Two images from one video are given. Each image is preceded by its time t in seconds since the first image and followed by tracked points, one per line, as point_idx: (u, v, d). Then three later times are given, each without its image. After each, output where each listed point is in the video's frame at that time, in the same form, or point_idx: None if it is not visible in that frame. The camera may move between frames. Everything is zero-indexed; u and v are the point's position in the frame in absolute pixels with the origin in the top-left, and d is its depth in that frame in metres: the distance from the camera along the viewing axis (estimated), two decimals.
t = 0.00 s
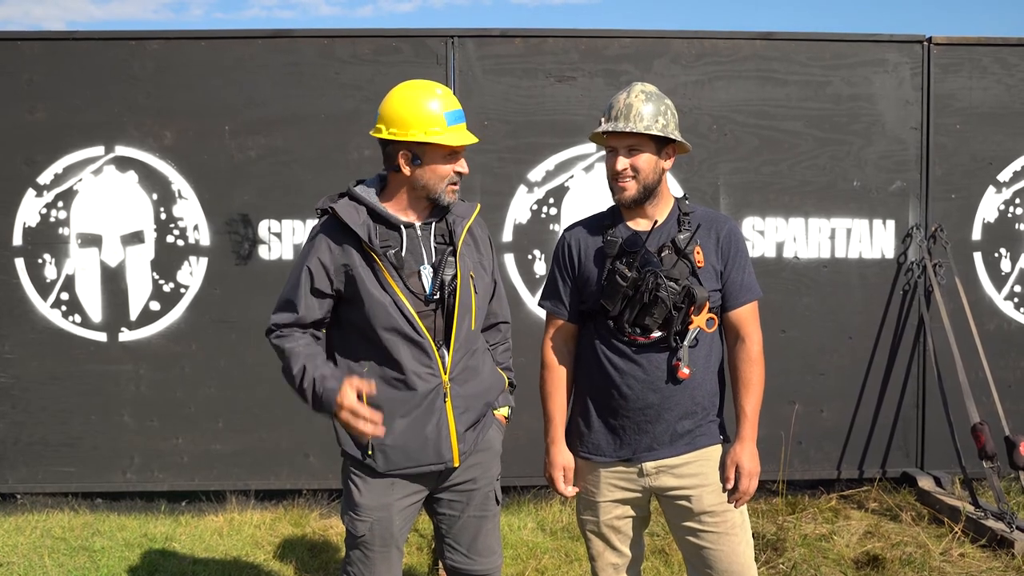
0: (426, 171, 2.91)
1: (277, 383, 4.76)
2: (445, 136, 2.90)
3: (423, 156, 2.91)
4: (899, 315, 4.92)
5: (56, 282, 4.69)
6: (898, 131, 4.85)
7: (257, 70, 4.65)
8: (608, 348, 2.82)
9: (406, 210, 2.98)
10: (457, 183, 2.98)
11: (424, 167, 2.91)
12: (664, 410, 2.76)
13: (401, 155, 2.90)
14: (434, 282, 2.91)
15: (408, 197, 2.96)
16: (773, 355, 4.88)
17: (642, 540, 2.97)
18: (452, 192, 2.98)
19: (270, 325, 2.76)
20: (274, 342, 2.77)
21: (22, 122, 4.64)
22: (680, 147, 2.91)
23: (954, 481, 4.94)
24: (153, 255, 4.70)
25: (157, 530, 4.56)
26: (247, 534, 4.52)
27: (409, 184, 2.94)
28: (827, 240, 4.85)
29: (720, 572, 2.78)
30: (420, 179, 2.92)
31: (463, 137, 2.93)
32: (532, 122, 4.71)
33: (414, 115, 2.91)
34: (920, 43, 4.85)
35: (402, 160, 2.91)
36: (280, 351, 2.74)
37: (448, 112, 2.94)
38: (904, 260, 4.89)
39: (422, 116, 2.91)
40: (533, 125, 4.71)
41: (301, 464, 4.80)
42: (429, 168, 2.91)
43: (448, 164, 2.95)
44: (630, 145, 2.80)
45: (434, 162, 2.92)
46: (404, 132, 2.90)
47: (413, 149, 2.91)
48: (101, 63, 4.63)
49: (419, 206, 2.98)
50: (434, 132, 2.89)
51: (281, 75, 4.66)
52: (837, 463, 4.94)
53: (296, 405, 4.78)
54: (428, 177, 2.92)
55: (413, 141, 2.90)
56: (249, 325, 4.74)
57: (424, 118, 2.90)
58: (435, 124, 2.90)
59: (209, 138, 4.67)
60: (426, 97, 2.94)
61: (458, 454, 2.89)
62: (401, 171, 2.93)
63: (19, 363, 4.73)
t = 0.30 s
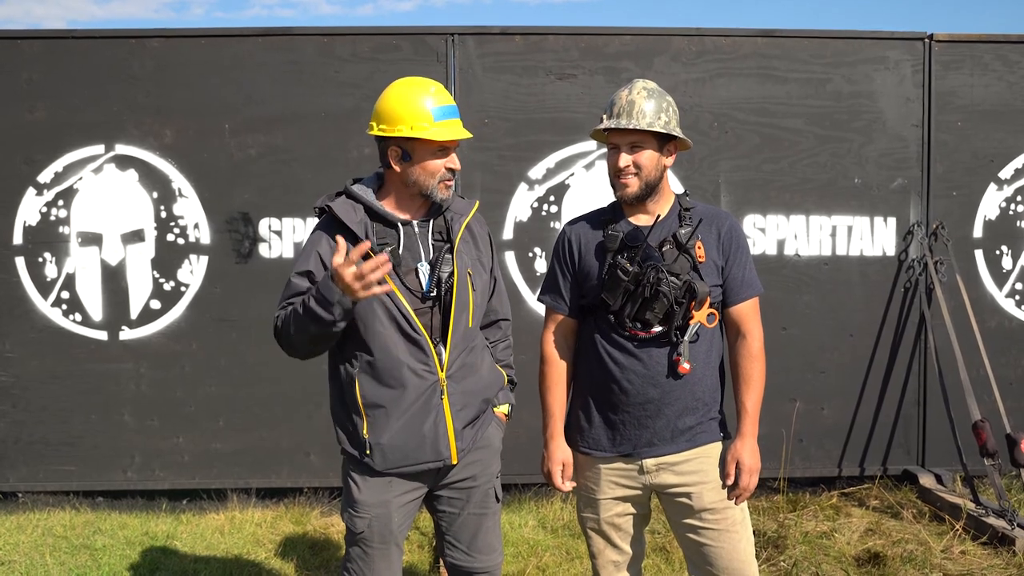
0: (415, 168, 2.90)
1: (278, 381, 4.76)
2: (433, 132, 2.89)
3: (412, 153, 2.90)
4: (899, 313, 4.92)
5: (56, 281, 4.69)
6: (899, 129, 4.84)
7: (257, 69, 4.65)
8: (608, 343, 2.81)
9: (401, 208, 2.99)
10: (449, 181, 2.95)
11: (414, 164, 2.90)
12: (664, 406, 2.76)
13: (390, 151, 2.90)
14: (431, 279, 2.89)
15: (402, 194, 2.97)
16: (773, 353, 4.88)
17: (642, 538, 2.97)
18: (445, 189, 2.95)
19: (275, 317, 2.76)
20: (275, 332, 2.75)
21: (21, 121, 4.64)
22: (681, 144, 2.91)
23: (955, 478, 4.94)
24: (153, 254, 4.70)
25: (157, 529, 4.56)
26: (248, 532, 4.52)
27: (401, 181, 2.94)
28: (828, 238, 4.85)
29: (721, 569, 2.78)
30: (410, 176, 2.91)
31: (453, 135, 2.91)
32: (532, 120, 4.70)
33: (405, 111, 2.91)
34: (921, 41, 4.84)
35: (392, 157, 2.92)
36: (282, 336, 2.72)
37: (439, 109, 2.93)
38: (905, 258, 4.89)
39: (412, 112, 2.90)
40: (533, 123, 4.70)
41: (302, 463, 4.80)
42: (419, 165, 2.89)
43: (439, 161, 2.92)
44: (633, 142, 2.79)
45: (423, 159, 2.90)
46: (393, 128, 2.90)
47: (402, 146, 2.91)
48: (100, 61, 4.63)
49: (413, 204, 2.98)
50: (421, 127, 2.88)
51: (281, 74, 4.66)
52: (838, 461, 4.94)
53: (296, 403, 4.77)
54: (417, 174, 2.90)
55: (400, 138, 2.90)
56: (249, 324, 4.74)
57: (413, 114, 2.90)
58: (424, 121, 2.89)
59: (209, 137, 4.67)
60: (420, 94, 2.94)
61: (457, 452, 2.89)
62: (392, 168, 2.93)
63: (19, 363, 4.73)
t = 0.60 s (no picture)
0: (418, 163, 2.91)
1: (277, 379, 4.76)
2: (436, 126, 2.89)
3: (415, 147, 2.91)
4: (899, 311, 4.92)
5: (56, 279, 4.69)
6: (899, 126, 4.84)
7: (256, 67, 4.64)
8: (608, 341, 2.81)
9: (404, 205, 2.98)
10: (452, 176, 2.97)
11: (417, 159, 2.91)
12: (664, 404, 2.76)
13: (392, 147, 2.92)
14: (432, 277, 2.90)
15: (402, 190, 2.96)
16: (773, 350, 4.87)
17: (642, 536, 2.97)
18: (448, 184, 2.96)
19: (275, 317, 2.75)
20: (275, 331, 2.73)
21: (21, 119, 4.64)
22: (681, 142, 2.91)
23: (954, 476, 4.93)
24: (153, 251, 4.70)
25: (157, 527, 4.56)
26: (248, 530, 4.52)
27: (403, 177, 2.95)
28: (828, 236, 4.85)
29: (721, 568, 2.78)
30: (413, 171, 2.92)
31: (456, 129, 2.92)
32: (532, 117, 4.70)
33: (407, 107, 2.91)
34: (921, 39, 4.84)
35: (395, 152, 2.93)
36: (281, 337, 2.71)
37: (441, 104, 2.93)
38: (904, 255, 4.89)
39: (414, 107, 2.90)
40: (533, 121, 4.70)
41: (302, 461, 4.80)
42: (422, 160, 2.90)
43: (442, 156, 2.93)
44: (634, 139, 2.79)
45: (427, 153, 2.91)
46: (395, 124, 2.90)
47: (406, 141, 2.92)
48: (99, 59, 4.62)
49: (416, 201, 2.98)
50: (424, 122, 2.89)
51: (281, 72, 4.65)
52: (838, 458, 4.94)
53: (296, 401, 4.77)
54: (421, 169, 2.91)
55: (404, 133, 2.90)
56: (249, 322, 4.73)
57: (415, 109, 2.90)
58: (427, 115, 2.90)
59: (209, 135, 4.66)
60: (421, 90, 2.94)
61: (457, 450, 2.90)
62: (395, 163, 2.94)
63: (19, 361, 4.72)
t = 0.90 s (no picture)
0: (428, 161, 2.91)
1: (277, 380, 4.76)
2: (447, 125, 2.92)
3: (425, 146, 2.91)
4: (899, 311, 4.92)
5: (56, 279, 4.69)
6: (899, 126, 4.84)
7: (256, 67, 4.64)
8: (608, 343, 2.81)
9: (408, 204, 2.97)
10: (458, 174, 2.99)
11: (427, 157, 2.91)
12: (664, 404, 2.76)
13: (403, 147, 2.90)
14: (434, 278, 2.90)
15: (410, 189, 2.95)
16: (773, 351, 4.87)
17: (642, 537, 2.96)
18: (455, 182, 2.98)
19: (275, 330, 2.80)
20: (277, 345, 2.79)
21: (21, 119, 4.64)
22: (682, 142, 2.92)
23: (954, 476, 4.93)
24: (153, 252, 4.70)
25: (157, 527, 4.55)
26: (248, 531, 4.52)
27: (411, 176, 2.94)
28: (828, 236, 4.85)
29: (721, 568, 2.78)
30: (423, 170, 2.92)
31: (464, 126, 2.95)
32: (532, 118, 4.70)
33: (414, 107, 2.91)
34: (921, 39, 4.84)
35: (405, 152, 2.91)
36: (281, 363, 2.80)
37: (447, 103, 2.95)
38: (904, 256, 4.89)
39: (423, 106, 2.91)
40: (533, 121, 4.70)
41: (302, 461, 4.80)
42: (433, 157, 2.91)
43: (450, 154, 2.95)
44: (636, 139, 2.79)
45: (436, 151, 2.92)
46: (407, 123, 2.89)
47: (415, 140, 2.91)
48: (99, 59, 4.62)
49: (422, 200, 2.98)
50: (435, 121, 2.90)
51: (281, 72, 4.65)
52: (838, 459, 4.94)
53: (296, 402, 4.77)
54: (431, 167, 2.92)
55: (416, 131, 2.90)
56: (249, 322, 4.73)
57: (424, 108, 2.91)
58: (437, 114, 2.91)
59: (209, 135, 4.66)
60: (423, 89, 2.94)
61: (457, 450, 2.90)
62: (403, 163, 2.92)
63: (19, 361, 4.72)
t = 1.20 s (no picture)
0: (426, 161, 2.91)
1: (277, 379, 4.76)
2: (445, 125, 2.91)
3: (423, 147, 2.91)
4: (899, 310, 4.92)
5: (55, 278, 4.69)
6: (899, 125, 4.84)
7: (256, 66, 4.64)
8: (608, 343, 2.81)
9: (405, 203, 2.97)
10: (456, 173, 2.99)
11: (425, 158, 2.91)
12: (664, 403, 2.76)
13: (401, 147, 2.90)
14: (429, 277, 2.89)
15: (408, 189, 2.95)
16: (773, 349, 4.87)
17: (642, 535, 2.97)
18: (453, 181, 2.98)
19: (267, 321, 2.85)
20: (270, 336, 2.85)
21: (21, 118, 4.63)
22: (681, 140, 2.92)
23: (954, 474, 4.93)
24: (153, 250, 4.70)
25: (157, 526, 4.55)
26: (248, 530, 4.52)
27: (409, 176, 2.94)
28: (827, 234, 4.85)
29: (721, 567, 2.78)
30: (421, 169, 2.92)
31: (462, 126, 2.95)
32: (532, 116, 4.70)
33: (412, 107, 2.91)
34: (920, 37, 4.84)
35: (402, 152, 2.91)
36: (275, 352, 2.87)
37: (444, 103, 2.95)
38: (904, 254, 4.89)
39: (420, 106, 2.91)
40: (533, 119, 4.70)
41: (302, 460, 4.80)
42: (430, 158, 2.91)
43: (448, 154, 2.95)
44: (637, 137, 2.79)
45: (434, 151, 2.92)
46: (405, 123, 2.90)
47: (413, 141, 2.91)
48: (99, 58, 4.62)
49: (419, 199, 2.98)
50: (433, 121, 2.90)
51: (280, 71, 4.65)
52: (837, 457, 4.94)
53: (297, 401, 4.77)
54: (429, 167, 2.92)
55: (413, 132, 2.90)
56: (249, 321, 4.73)
57: (421, 108, 2.91)
58: (434, 114, 2.91)
59: (209, 134, 4.66)
60: (421, 89, 2.94)
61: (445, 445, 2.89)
62: (402, 163, 2.92)
63: (19, 360, 4.72)
